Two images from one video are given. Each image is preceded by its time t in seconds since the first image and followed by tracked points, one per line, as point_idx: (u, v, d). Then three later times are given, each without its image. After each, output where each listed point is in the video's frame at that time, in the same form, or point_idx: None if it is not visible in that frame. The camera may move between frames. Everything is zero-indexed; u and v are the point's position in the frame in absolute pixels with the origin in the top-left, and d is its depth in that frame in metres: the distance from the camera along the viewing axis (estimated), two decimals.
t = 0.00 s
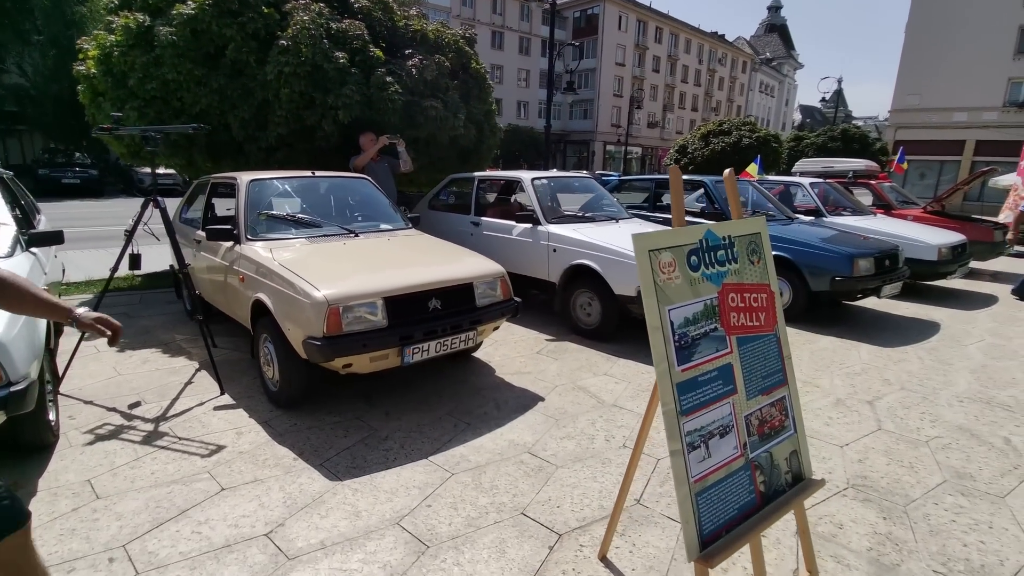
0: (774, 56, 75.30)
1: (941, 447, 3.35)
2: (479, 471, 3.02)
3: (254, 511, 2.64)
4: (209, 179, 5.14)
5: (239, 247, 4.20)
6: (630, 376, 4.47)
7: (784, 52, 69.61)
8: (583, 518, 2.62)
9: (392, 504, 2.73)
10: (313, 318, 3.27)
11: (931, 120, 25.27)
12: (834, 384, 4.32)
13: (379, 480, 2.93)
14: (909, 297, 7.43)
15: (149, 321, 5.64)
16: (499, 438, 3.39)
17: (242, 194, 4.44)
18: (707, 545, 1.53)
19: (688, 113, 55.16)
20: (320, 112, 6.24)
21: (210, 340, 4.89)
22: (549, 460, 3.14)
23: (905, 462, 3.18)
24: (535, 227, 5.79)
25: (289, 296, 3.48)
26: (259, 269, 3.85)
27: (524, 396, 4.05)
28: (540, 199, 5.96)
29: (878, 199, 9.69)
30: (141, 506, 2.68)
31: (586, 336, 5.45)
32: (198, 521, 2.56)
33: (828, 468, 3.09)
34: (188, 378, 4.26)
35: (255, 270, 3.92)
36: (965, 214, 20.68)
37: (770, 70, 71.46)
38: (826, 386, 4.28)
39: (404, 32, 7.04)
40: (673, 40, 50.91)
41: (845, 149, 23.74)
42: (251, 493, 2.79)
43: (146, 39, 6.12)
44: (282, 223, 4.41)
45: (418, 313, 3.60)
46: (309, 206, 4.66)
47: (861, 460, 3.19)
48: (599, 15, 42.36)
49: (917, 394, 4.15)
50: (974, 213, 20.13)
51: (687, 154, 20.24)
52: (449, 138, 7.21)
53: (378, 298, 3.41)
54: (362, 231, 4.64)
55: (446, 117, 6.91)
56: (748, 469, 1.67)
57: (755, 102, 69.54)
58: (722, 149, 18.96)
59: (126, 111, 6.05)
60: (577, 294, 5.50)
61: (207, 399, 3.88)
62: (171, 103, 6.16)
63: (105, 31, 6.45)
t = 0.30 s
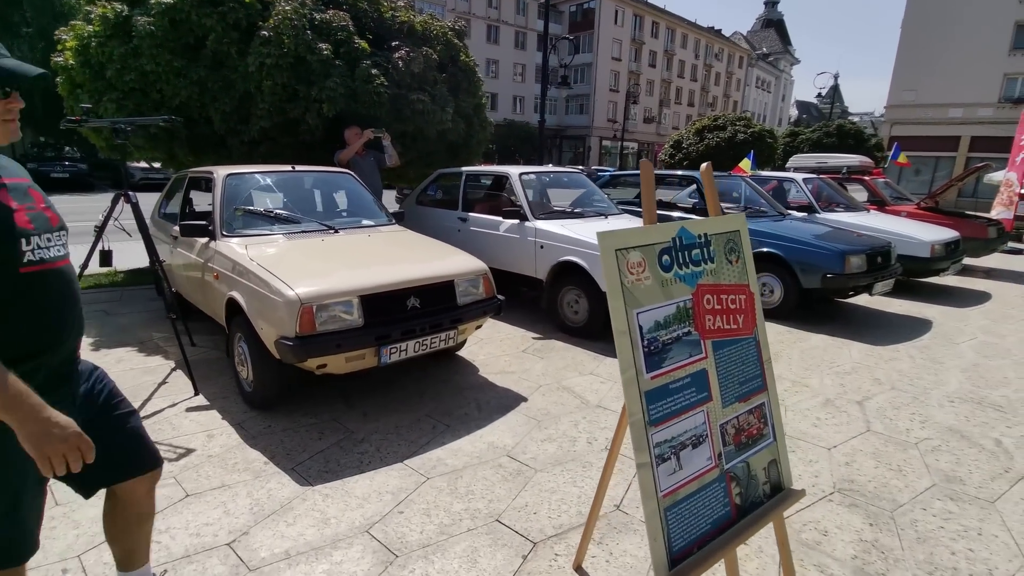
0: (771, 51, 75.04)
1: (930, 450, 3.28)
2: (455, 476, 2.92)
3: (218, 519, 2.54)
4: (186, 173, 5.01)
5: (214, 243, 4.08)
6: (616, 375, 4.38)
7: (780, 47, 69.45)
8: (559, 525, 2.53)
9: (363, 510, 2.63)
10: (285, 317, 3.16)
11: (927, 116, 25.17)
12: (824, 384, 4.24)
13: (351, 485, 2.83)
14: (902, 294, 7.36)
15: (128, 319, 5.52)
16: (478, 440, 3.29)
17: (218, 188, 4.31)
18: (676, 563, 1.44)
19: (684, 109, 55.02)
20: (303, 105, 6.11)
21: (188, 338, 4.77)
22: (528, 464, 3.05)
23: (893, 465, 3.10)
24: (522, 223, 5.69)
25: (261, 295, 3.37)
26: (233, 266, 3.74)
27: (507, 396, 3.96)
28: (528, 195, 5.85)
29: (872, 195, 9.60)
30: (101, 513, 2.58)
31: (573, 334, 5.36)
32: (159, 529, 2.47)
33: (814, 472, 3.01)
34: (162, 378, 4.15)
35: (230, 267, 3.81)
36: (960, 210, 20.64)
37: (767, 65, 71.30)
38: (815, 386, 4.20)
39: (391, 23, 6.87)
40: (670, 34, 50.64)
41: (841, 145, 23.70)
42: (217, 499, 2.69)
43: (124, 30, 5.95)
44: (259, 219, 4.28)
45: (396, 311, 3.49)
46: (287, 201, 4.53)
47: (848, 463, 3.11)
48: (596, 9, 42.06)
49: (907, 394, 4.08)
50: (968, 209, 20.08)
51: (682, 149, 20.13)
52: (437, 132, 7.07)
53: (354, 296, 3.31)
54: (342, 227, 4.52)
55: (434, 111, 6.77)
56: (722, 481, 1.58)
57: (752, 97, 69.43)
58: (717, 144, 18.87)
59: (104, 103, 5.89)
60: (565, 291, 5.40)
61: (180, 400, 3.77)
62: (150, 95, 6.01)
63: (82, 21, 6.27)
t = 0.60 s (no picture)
0: (771, 46, 74.68)
1: (911, 450, 3.20)
2: (422, 478, 2.85)
3: (172, 524, 2.47)
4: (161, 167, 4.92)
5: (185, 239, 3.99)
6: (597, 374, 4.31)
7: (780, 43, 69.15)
8: (523, 529, 2.47)
9: (323, 514, 2.56)
10: (250, 315, 3.07)
11: (926, 111, 25.02)
12: (807, 382, 4.17)
13: (314, 488, 2.76)
14: (894, 291, 7.28)
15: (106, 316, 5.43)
16: (449, 441, 3.22)
17: (190, 183, 4.22)
18: None
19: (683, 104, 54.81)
20: (286, 99, 6.02)
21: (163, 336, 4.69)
22: (498, 465, 2.98)
23: (872, 466, 3.03)
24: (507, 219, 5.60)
25: (228, 292, 3.29)
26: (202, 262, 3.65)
27: (483, 395, 3.89)
28: (512, 190, 5.76)
29: (867, 190, 9.50)
30: (54, 517, 2.51)
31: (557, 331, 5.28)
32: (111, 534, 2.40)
33: (790, 473, 2.94)
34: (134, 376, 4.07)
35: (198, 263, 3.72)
36: (958, 206, 20.53)
37: (767, 61, 71.01)
38: (799, 385, 4.13)
39: (376, 16, 6.76)
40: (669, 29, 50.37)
41: (839, 140, 23.60)
42: (174, 502, 2.62)
43: (102, 22, 5.83)
44: (232, 214, 4.19)
45: (366, 309, 3.41)
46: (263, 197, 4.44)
47: (826, 464, 3.04)
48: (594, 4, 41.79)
49: (891, 393, 4.00)
50: (967, 205, 19.96)
51: (678, 144, 20.02)
52: (423, 127, 6.97)
53: (322, 294, 3.22)
54: (318, 223, 4.44)
55: (419, 105, 6.67)
56: (673, 488, 1.50)
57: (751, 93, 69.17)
58: (713, 140, 18.77)
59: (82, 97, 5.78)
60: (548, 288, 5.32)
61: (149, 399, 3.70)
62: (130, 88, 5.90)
63: (61, 13, 6.16)
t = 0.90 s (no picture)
0: (782, 44, 74.00)
1: (898, 459, 3.14)
2: (397, 482, 2.83)
3: (143, 526, 2.47)
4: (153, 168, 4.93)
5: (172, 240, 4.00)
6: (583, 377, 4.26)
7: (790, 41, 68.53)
8: (494, 536, 2.43)
9: (294, 518, 2.54)
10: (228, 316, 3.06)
11: (938, 111, 24.64)
12: (798, 388, 4.10)
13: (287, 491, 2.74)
14: (895, 294, 7.17)
15: (100, 316, 5.46)
16: (428, 445, 3.20)
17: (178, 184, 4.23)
18: None
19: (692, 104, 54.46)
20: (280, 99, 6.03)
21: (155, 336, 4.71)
22: (475, 470, 2.95)
23: (856, 475, 2.97)
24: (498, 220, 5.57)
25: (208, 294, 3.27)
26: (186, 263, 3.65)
27: (467, 398, 3.86)
28: (505, 190, 5.73)
29: (871, 191, 9.36)
30: (26, 518, 2.51)
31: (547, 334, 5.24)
32: (81, 536, 2.39)
33: (772, 481, 2.88)
34: (122, 376, 4.08)
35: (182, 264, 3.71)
36: (969, 207, 20.20)
37: (777, 60, 70.40)
38: (789, 389, 4.06)
39: (371, 16, 6.75)
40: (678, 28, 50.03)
41: (848, 140, 23.35)
42: (147, 505, 2.62)
43: (99, 23, 5.86)
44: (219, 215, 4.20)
45: (347, 310, 3.40)
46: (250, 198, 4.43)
47: (810, 472, 2.98)
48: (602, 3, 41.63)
49: (883, 399, 3.93)
50: (979, 206, 19.62)
51: (683, 144, 19.91)
52: (419, 127, 6.96)
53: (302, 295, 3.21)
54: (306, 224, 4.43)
55: (414, 106, 6.65)
56: (623, 501, 1.49)
57: (761, 92, 68.62)
58: (718, 140, 18.64)
59: (79, 98, 5.81)
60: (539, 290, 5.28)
61: (134, 399, 3.70)
62: (126, 89, 5.92)
63: (59, 14, 6.19)
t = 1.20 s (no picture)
0: (805, 43, 72.69)
1: (912, 468, 3.04)
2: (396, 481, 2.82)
3: (145, 519, 2.50)
4: (168, 167, 5.01)
5: (183, 237, 4.06)
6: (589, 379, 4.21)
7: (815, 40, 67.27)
8: (490, 538, 2.41)
9: (292, 515, 2.55)
10: (234, 313, 3.09)
11: (967, 111, 23.92)
12: (810, 393, 4.00)
13: (287, 487, 2.75)
14: (917, 298, 6.97)
15: (117, 311, 5.57)
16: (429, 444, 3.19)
17: (190, 183, 4.30)
18: None
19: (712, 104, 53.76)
20: (294, 99, 6.09)
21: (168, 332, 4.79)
22: (475, 470, 2.93)
23: (866, 484, 2.88)
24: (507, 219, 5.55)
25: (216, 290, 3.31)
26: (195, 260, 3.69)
27: (471, 397, 3.84)
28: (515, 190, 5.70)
29: (895, 192, 9.11)
30: (33, 508, 2.56)
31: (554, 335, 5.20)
32: (84, 527, 2.43)
33: (778, 488, 2.81)
34: (134, 371, 4.15)
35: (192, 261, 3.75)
36: (999, 210, 19.58)
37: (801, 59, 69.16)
38: (800, 395, 3.97)
39: (385, 16, 6.79)
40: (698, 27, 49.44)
41: (872, 140, 22.79)
42: (150, 498, 2.65)
43: (119, 24, 5.98)
44: (229, 212, 4.25)
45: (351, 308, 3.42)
46: (260, 196, 4.48)
47: (818, 480, 2.90)
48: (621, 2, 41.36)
49: (899, 406, 3.81)
50: (1009, 209, 19.02)
51: (701, 144, 19.66)
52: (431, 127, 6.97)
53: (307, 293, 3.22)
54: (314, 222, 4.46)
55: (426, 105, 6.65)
56: (609, 506, 1.46)
57: (784, 92, 67.48)
58: (737, 140, 18.35)
59: (100, 97, 5.93)
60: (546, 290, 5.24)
61: (144, 394, 3.76)
62: (145, 89, 6.03)
63: (82, 16, 6.33)
